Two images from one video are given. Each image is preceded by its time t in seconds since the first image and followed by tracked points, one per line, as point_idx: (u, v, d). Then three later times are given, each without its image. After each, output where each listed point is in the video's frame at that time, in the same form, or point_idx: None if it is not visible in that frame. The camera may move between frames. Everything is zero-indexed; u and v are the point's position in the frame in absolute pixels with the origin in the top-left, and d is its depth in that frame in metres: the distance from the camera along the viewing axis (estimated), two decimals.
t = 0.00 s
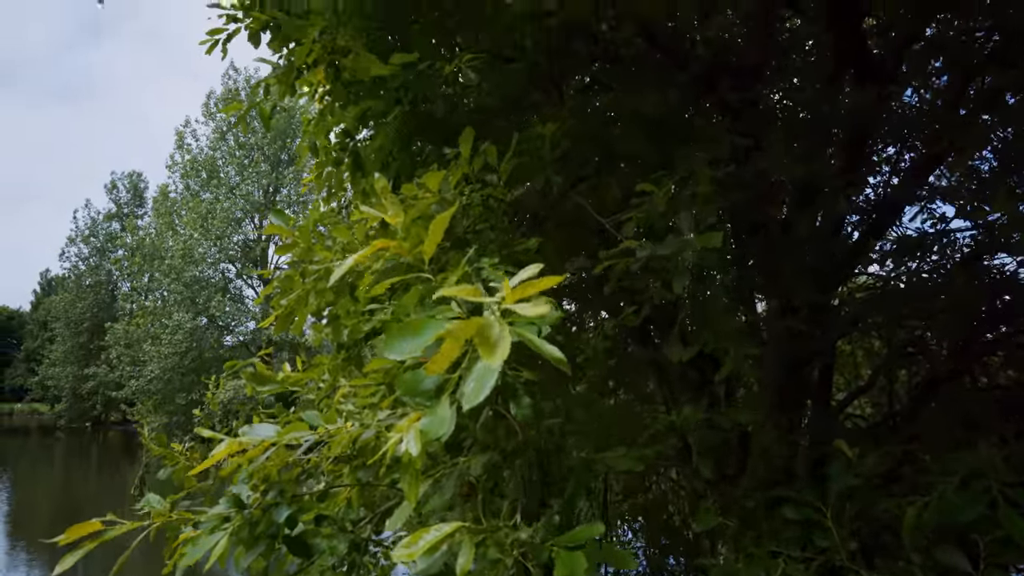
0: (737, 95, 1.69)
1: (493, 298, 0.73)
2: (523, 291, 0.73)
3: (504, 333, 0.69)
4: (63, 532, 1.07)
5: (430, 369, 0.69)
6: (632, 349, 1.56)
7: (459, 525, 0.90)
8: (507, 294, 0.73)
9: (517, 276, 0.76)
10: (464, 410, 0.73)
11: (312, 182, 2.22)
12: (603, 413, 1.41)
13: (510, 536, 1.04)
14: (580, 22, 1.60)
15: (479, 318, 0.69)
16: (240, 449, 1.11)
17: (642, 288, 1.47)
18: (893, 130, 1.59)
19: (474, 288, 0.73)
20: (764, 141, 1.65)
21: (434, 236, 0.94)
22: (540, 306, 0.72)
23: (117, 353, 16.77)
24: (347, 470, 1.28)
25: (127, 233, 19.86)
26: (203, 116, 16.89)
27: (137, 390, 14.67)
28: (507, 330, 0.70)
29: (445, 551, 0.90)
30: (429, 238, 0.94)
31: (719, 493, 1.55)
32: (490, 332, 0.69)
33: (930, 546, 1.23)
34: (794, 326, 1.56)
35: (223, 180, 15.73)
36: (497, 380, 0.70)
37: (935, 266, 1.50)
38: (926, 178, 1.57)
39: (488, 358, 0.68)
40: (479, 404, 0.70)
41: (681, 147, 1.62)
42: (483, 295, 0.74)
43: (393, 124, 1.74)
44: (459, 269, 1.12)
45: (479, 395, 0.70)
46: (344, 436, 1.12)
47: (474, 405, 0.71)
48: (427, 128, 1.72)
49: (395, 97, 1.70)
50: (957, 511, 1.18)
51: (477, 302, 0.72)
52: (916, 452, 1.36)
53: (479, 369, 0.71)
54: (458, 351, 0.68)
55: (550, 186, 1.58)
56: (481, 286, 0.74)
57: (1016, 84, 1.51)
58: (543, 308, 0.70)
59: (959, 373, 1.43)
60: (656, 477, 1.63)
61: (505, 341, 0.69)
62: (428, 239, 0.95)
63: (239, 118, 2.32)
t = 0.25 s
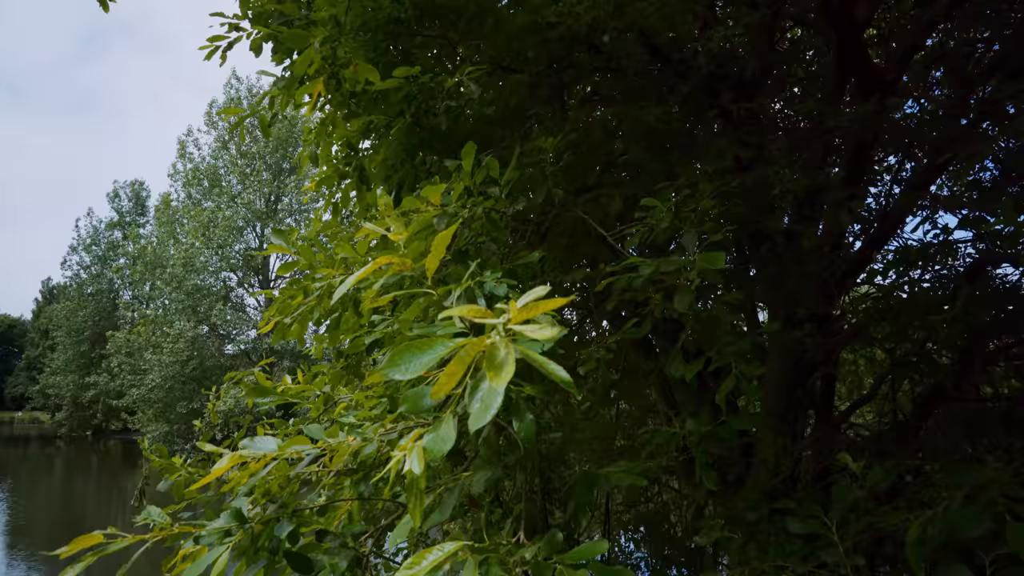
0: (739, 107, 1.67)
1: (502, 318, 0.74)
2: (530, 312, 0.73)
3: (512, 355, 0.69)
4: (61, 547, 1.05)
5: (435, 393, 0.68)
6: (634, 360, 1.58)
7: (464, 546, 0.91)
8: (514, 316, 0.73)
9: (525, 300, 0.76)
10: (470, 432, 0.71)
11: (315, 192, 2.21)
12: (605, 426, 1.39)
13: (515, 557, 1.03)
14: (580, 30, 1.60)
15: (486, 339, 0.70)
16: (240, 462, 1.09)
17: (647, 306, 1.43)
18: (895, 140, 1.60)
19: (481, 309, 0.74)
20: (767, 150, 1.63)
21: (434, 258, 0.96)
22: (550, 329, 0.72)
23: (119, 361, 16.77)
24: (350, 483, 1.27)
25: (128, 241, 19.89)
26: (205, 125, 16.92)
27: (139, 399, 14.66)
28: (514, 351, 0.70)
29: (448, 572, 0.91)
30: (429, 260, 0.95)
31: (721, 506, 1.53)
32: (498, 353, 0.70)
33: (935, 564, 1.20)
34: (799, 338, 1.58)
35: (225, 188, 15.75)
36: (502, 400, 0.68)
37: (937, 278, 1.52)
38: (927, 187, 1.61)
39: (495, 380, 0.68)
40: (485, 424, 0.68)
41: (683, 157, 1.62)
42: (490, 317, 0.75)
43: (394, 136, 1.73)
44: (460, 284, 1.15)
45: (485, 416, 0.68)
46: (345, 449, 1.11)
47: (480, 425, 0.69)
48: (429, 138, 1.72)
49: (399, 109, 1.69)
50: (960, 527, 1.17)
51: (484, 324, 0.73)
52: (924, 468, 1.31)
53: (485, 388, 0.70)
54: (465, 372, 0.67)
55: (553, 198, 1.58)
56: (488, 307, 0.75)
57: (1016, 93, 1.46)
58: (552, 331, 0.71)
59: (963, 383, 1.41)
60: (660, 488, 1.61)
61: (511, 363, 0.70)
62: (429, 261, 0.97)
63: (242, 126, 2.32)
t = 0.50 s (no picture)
0: (740, 117, 1.69)
1: (490, 326, 0.72)
2: (521, 319, 0.71)
3: (501, 362, 0.68)
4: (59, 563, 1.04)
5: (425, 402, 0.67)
6: (636, 371, 1.56)
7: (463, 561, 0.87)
8: (503, 322, 0.71)
9: (511, 307, 0.74)
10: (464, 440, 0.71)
11: (315, 202, 2.21)
12: (606, 437, 1.39)
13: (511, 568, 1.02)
14: (582, 41, 1.61)
15: (476, 346, 0.69)
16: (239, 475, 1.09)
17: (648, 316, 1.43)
18: (896, 151, 1.66)
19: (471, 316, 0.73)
20: (768, 161, 1.64)
21: (432, 266, 0.96)
22: (538, 335, 0.70)
23: (119, 370, 16.76)
24: (349, 496, 1.26)
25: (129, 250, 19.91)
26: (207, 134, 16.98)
27: (139, 408, 14.64)
28: (503, 358, 0.69)
29: None
30: (426, 268, 0.95)
31: (724, 517, 1.52)
32: (487, 361, 0.69)
33: None
34: (802, 349, 1.60)
35: (227, 197, 15.78)
36: (494, 409, 0.68)
37: (937, 287, 1.59)
38: (927, 198, 1.67)
39: (484, 389, 0.67)
40: (477, 433, 0.67)
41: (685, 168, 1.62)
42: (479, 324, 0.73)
43: (395, 147, 1.71)
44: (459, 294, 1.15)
45: (478, 424, 0.67)
46: (344, 461, 1.12)
47: (473, 433, 0.68)
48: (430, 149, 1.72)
49: (401, 119, 1.66)
50: (965, 542, 1.14)
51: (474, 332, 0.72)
52: (930, 482, 1.37)
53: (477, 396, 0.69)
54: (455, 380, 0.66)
55: (552, 207, 1.56)
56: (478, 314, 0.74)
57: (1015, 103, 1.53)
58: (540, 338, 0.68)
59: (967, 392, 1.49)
60: (661, 499, 1.60)
61: (501, 370, 0.68)
62: (426, 268, 0.96)
63: (243, 135, 2.32)
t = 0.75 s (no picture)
0: (742, 126, 1.69)
1: (490, 333, 0.71)
2: (519, 327, 0.71)
3: (498, 369, 0.67)
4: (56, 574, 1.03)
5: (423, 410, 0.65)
6: (637, 381, 1.54)
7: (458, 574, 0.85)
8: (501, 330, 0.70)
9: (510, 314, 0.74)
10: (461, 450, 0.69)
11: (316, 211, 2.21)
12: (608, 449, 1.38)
13: None
14: (583, 52, 1.62)
15: (475, 353, 0.67)
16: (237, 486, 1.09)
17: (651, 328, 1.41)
18: (897, 159, 1.68)
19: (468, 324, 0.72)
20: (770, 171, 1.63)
21: (432, 278, 0.95)
22: (538, 343, 0.69)
23: (120, 377, 16.76)
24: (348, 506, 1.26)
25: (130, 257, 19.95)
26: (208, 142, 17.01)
27: (139, 416, 14.63)
28: (501, 365, 0.68)
29: None
30: (426, 278, 0.94)
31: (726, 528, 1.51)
32: (484, 368, 0.67)
33: None
34: (805, 359, 1.62)
35: (228, 204, 15.81)
36: (492, 417, 0.66)
37: (938, 294, 1.57)
38: (929, 208, 1.68)
39: (481, 394, 0.65)
40: (475, 441, 0.66)
41: (686, 177, 1.62)
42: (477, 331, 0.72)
43: (395, 156, 1.71)
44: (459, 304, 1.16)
45: (475, 432, 0.66)
46: (344, 471, 1.11)
47: (470, 443, 0.67)
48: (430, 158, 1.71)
49: (402, 128, 1.69)
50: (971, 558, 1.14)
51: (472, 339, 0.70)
52: (933, 493, 1.35)
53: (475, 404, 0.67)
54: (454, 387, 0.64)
55: (554, 217, 1.55)
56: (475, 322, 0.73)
57: (1015, 113, 1.54)
58: (540, 345, 0.68)
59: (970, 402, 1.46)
60: (662, 510, 1.59)
61: (499, 377, 0.67)
62: (427, 281, 0.96)
63: (247, 147, 2.35)
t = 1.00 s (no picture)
0: (743, 136, 1.72)
1: (476, 349, 0.73)
2: (505, 342, 0.72)
3: (485, 385, 0.67)
4: None
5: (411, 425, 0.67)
6: (639, 391, 1.54)
7: None
8: (488, 347, 0.72)
9: (497, 329, 0.75)
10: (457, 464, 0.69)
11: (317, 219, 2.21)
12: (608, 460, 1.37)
13: None
14: (585, 62, 1.64)
15: (463, 369, 0.68)
16: (240, 495, 1.11)
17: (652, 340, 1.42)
18: (899, 168, 1.68)
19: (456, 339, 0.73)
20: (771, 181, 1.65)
21: (431, 289, 0.96)
22: (522, 359, 0.70)
23: (121, 385, 16.75)
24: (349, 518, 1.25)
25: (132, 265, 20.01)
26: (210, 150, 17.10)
27: (139, 423, 14.60)
28: (488, 380, 0.68)
29: None
30: (425, 291, 0.95)
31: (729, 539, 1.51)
32: (472, 383, 0.68)
33: None
34: (806, 370, 1.63)
35: (230, 212, 15.85)
36: (486, 432, 0.66)
37: (942, 304, 1.58)
38: (930, 217, 1.68)
39: (465, 410, 0.66)
40: (470, 456, 0.65)
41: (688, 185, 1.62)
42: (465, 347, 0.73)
43: (395, 161, 1.70)
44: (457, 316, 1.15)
45: (469, 448, 0.65)
46: (344, 483, 1.11)
47: (464, 458, 0.67)
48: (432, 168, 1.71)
49: (403, 134, 1.67)
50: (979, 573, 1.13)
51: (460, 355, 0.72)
52: (938, 505, 1.39)
53: (465, 420, 0.67)
54: (439, 402, 0.66)
55: (556, 226, 1.55)
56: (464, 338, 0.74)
57: (1015, 122, 1.56)
58: (523, 361, 0.68)
59: (973, 412, 1.48)
60: (664, 520, 1.58)
61: (485, 393, 0.67)
62: (426, 292, 0.97)
63: (248, 156, 2.34)
